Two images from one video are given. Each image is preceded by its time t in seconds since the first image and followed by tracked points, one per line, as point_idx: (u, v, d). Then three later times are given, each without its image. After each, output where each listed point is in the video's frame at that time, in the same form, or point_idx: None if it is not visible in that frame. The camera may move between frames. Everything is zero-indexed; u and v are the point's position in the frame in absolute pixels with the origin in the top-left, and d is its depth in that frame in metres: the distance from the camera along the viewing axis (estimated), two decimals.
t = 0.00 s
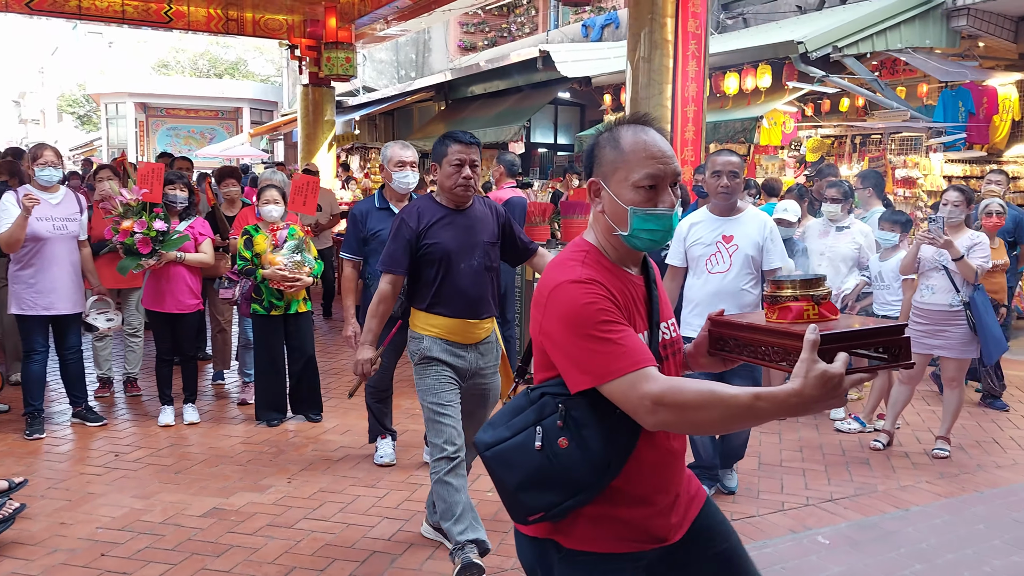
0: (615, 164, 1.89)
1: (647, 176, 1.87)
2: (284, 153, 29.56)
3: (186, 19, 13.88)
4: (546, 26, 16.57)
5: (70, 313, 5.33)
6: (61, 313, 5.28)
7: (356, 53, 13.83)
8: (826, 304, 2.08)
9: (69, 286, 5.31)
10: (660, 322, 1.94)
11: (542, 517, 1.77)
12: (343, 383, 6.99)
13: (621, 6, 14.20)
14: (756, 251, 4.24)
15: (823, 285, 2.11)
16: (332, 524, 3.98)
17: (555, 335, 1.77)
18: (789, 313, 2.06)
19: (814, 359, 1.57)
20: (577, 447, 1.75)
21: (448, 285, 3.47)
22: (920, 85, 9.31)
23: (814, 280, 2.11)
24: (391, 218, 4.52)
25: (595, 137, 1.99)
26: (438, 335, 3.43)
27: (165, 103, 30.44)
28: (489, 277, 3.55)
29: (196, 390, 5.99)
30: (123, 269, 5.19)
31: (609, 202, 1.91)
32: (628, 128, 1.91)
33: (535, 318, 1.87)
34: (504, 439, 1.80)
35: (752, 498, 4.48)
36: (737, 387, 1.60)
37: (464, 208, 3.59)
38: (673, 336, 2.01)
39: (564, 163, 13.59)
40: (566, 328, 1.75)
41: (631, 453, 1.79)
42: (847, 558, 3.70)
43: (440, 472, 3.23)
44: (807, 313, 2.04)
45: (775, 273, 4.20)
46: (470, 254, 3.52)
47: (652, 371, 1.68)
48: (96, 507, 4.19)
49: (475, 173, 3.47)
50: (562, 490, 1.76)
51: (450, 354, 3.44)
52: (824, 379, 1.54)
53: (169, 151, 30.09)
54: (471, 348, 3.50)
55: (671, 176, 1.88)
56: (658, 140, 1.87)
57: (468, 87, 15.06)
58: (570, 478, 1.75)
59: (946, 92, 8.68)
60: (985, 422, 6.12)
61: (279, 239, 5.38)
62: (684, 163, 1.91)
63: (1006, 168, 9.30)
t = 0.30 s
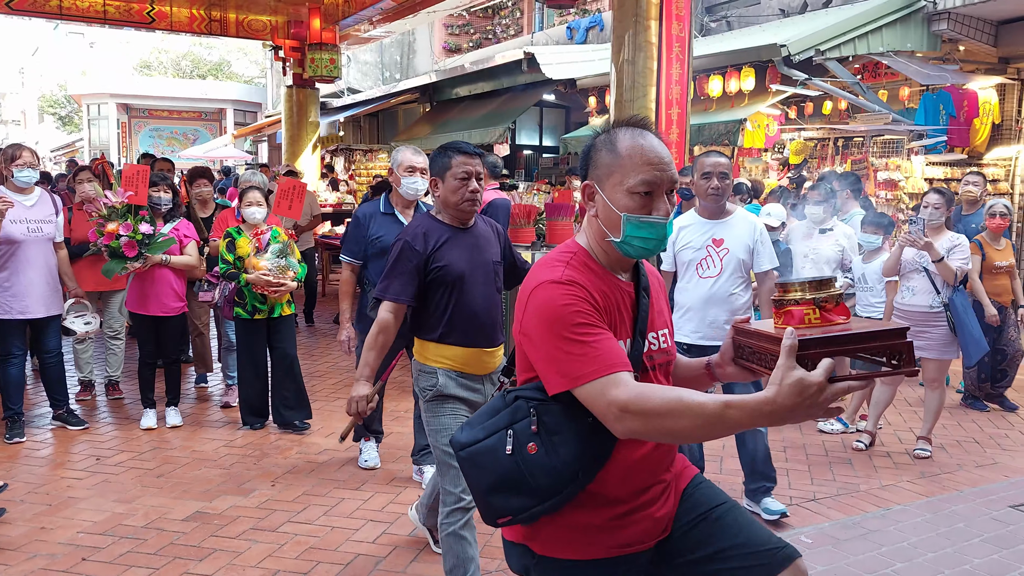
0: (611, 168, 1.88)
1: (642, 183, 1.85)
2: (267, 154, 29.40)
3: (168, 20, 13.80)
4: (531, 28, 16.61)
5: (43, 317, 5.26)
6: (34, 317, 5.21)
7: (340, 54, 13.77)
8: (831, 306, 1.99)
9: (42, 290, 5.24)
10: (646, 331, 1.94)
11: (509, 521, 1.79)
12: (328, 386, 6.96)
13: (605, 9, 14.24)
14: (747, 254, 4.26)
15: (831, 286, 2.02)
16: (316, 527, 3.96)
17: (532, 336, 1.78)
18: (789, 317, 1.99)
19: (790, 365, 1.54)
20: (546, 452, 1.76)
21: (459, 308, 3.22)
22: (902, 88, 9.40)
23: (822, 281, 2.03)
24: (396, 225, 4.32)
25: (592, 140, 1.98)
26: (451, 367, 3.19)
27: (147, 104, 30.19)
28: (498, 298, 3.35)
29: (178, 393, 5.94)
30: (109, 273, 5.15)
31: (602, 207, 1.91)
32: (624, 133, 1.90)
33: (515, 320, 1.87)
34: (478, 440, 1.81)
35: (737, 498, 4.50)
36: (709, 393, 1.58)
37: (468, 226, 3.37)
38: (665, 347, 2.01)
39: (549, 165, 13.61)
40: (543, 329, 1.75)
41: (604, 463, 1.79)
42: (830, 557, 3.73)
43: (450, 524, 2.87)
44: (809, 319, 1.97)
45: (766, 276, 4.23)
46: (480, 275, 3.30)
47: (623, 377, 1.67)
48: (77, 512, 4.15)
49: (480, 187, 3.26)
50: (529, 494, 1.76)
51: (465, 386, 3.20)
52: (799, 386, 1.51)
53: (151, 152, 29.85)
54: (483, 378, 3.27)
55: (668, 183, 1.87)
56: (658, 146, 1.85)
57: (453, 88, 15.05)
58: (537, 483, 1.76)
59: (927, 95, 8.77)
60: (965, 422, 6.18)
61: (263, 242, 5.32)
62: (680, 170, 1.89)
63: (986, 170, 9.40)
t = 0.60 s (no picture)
0: (627, 191, 1.75)
1: (660, 207, 1.72)
2: (257, 157, 29.33)
3: (158, 23, 13.74)
4: (521, 33, 16.64)
5: (28, 323, 5.22)
6: (20, 323, 5.17)
7: (330, 58, 13.73)
8: (848, 357, 1.72)
9: (27, 296, 5.20)
10: (663, 365, 1.75)
11: (499, 547, 1.73)
12: (318, 391, 6.95)
13: (596, 13, 14.29)
14: (768, 268, 4.02)
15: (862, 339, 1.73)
16: (305, 532, 3.94)
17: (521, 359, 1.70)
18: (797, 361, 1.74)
19: (760, 420, 1.39)
20: (535, 479, 1.68)
21: (472, 301, 3.02)
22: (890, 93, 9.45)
23: (854, 327, 1.77)
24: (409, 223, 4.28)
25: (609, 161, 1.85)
26: (460, 365, 2.96)
27: (136, 108, 30.08)
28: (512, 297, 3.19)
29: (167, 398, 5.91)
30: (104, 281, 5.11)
31: (619, 232, 1.78)
32: (641, 153, 1.77)
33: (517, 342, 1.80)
34: (478, 459, 1.77)
35: (726, 502, 4.52)
36: (671, 441, 1.46)
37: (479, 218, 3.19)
38: (690, 382, 1.81)
39: (540, 169, 13.64)
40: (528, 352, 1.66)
41: (597, 502, 1.68)
42: (818, 561, 3.74)
43: (445, 544, 2.73)
44: (821, 369, 1.69)
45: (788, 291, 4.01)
46: (497, 272, 3.12)
47: (597, 412, 1.56)
48: (64, 519, 4.11)
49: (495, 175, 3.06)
50: (516, 522, 1.70)
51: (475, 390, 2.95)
52: (764, 442, 1.36)
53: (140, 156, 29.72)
54: (496, 378, 3.01)
55: (689, 207, 1.73)
56: (676, 165, 1.72)
57: (444, 93, 15.06)
58: (522, 510, 1.69)
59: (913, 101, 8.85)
60: (952, 425, 6.23)
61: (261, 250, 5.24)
62: (703, 193, 1.75)
63: (973, 175, 9.49)
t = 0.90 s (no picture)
0: (720, 211, 1.47)
1: (761, 231, 1.44)
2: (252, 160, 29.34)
3: (152, 26, 13.85)
4: (516, 36, 16.68)
5: (19, 326, 5.19)
6: (11, 325, 5.14)
7: (326, 61, 13.72)
8: (953, 460, 1.52)
9: (17, 299, 5.17)
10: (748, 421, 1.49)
11: None
12: (313, 394, 6.94)
13: (591, 16, 14.33)
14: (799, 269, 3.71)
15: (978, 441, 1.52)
16: (301, 536, 3.94)
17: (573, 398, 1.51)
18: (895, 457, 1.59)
19: (821, 522, 1.29)
20: (592, 545, 1.49)
21: (490, 316, 2.69)
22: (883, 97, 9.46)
23: (970, 425, 1.55)
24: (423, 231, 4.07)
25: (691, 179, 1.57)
26: (478, 379, 2.67)
27: (131, 110, 30.05)
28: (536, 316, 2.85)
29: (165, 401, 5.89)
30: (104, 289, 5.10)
31: (708, 260, 1.49)
32: (735, 171, 1.50)
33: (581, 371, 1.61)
34: (524, 511, 1.58)
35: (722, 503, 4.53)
36: (710, 532, 1.31)
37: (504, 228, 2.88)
38: (776, 442, 1.56)
39: (535, 171, 13.67)
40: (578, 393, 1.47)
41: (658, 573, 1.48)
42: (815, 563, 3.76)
43: (446, 552, 2.63)
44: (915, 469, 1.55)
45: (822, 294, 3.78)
46: (521, 285, 2.81)
47: (631, 490, 1.37)
48: (58, 522, 4.10)
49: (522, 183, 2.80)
50: None
51: (493, 405, 2.65)
52: (820, 551, 1.25)
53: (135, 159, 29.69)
54: (517, 396, 2.69)
55: (793, 230, 1.46)
56: (776, 183, 1.47)
57: (439, 95, 15.08)
58: None
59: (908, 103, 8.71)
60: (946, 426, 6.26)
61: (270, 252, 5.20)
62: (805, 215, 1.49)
63: (967, 177, 9.53)
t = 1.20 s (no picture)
0: (803, 212, 1.42)
1: (852, 234, 1.40)
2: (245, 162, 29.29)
3: (146, 28, 13.70)
4: (510, 39, 16.70)
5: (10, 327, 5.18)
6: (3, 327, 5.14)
7: (319, 63, 13.69)
8: None
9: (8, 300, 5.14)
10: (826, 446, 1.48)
11: None
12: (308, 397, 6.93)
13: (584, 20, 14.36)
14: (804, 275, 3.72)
15: None
16: (295, 539, 3.93)
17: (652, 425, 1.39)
18: None
19: None
20: None
21: (520, 321, 2.66)
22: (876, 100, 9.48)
23: None
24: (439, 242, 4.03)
25: (768, 174, 1.52)
26: (512, 390, 2.66)
27: (123, 113, 29.96)
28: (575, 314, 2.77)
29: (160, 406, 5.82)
30: (95, 294, 5.00)
31: (789, 263, 1.45)
32: (819, 165, 1.45)
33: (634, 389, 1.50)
34: (591, 561, 1.41)
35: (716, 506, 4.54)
36: None
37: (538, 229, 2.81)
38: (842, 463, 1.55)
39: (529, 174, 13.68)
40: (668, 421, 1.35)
41: None
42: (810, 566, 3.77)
43: (463, 555, 2.73)
44: None
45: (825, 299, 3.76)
46: (554, 285, 2.73)
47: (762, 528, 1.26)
48: (51, 527, 4.08)
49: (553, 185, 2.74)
50: None
51: (526, 416, 2.65)
52: None
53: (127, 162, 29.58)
54: (553, 408, 2.67)
55: (883, 233, 1.42)
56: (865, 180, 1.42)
57: (433, 98, 15.07)
58: None
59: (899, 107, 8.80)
60: (940, 429, 6.28)
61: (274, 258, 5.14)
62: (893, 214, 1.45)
63: (959, 181, 9.57)
